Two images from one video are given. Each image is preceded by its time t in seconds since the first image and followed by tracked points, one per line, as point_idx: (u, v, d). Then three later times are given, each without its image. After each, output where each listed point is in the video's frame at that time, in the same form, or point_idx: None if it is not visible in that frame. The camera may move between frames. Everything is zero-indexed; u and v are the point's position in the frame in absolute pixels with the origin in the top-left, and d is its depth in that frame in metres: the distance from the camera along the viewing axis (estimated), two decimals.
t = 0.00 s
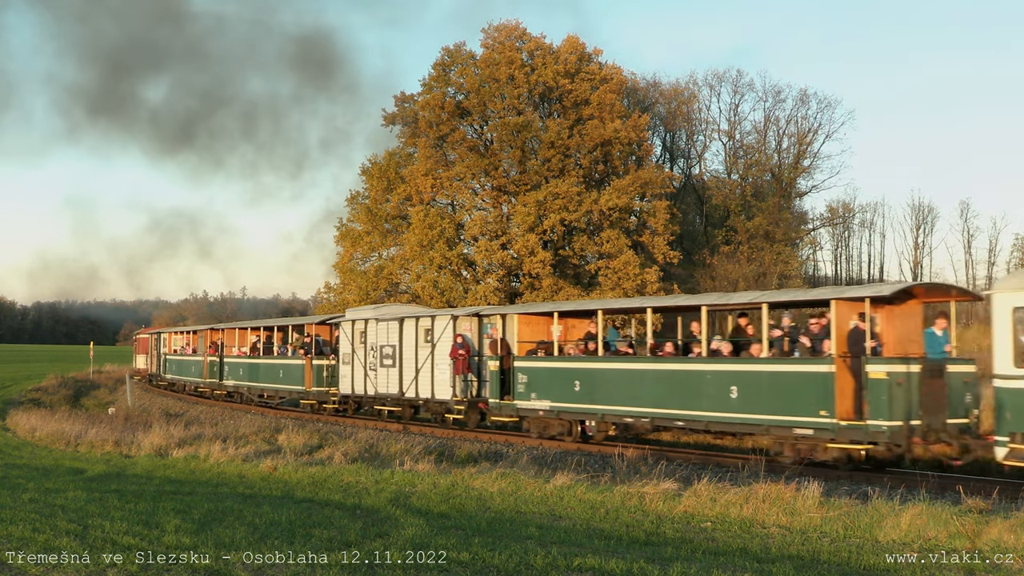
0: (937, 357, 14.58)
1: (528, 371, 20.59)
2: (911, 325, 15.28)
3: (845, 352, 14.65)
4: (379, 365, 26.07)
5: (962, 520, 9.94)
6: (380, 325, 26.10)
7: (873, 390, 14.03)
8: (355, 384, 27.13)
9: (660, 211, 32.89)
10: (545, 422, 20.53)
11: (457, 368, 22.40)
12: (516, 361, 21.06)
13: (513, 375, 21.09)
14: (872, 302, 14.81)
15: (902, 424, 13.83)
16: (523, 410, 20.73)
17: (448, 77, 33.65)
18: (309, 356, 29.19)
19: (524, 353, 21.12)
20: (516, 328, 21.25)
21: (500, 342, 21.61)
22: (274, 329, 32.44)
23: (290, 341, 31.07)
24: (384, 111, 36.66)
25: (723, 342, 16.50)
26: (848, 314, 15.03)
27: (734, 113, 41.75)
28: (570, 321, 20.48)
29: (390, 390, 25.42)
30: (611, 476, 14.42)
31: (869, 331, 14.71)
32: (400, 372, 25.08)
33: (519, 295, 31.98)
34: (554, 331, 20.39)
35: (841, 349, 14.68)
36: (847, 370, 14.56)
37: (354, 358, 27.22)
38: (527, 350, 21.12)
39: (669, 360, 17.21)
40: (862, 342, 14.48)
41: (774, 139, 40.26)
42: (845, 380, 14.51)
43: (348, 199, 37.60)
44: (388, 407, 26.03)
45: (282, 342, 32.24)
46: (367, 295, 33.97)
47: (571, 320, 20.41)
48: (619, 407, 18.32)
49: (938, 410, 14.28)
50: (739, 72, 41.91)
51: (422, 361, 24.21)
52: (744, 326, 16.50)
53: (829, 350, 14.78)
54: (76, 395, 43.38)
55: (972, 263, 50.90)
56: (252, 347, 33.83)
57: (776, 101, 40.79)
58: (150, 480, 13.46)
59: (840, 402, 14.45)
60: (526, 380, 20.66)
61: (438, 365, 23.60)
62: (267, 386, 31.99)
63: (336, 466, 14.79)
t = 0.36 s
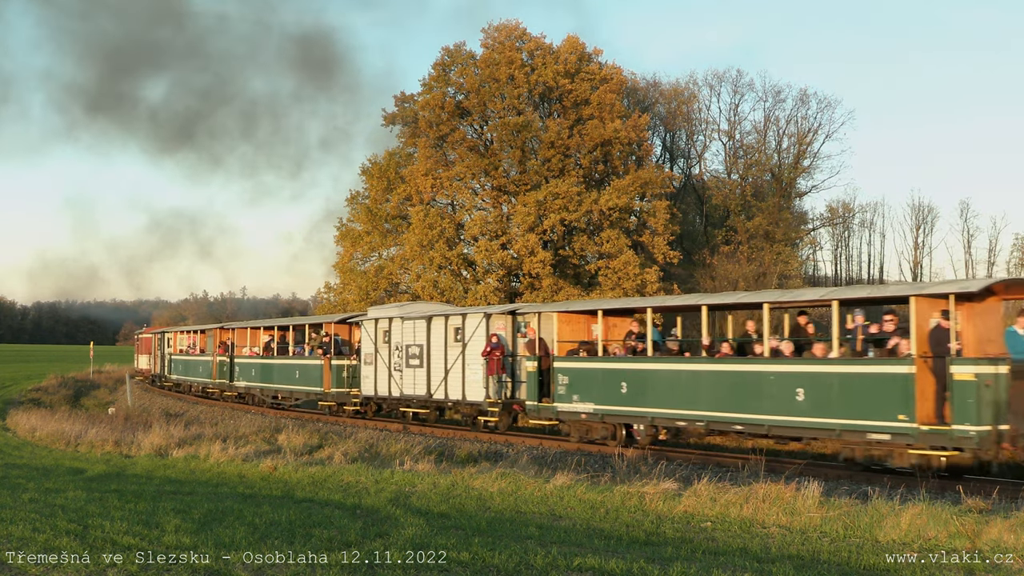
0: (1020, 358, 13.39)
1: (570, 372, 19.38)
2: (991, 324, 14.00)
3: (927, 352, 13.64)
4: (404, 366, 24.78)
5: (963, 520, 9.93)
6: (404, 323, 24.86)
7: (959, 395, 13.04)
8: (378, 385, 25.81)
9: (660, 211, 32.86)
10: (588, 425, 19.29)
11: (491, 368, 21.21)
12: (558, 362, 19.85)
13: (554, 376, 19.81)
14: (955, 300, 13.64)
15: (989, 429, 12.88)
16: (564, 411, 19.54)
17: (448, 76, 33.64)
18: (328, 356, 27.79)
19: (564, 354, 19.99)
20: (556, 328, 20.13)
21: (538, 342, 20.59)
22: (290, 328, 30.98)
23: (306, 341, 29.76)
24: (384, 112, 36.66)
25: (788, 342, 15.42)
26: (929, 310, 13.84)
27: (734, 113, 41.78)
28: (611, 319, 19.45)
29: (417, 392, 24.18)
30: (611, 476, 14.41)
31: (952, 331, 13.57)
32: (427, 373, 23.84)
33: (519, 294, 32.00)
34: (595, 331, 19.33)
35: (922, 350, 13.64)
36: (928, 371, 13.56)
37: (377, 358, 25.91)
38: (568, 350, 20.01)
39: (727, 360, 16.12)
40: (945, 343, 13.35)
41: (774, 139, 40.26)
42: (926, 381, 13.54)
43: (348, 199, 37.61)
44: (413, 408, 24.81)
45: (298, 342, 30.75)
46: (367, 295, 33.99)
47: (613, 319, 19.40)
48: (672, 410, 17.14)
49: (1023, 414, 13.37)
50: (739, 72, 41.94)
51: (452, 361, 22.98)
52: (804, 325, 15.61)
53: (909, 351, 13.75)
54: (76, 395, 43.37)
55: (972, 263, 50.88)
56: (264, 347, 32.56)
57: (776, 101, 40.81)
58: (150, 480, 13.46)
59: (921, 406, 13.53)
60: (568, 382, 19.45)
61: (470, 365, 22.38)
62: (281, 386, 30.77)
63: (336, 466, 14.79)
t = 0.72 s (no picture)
0: None
1: (615, 373, 18.15)
2: None
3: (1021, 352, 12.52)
4: (432, 367, 23.78)
5: (963, 520, 9.93)
6: (430, 323, 23.99)
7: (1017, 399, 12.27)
8: (404, 387, 24.79)
9: (660, 211, 32.83)
10: (635, 428, 18.11)
11: (528, 369, 20.21)
12: (601, 362, 18.64)
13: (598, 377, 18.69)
14: None
15: None
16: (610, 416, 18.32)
17: (448, 77, 33.63)
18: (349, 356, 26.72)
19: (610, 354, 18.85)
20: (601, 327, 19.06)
21: (580, 342, 19.48)
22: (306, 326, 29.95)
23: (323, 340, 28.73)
24: (384, 111, 36.66)
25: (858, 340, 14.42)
26: (1020, 310, 12.82)
27: (734, 113, 41.79)
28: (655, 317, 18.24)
29: (447, 394, 23.20)
30: (611, 476, 14.41)
31: None
32: (458, 375, 22.78)
33: (519, 294, 32.02)
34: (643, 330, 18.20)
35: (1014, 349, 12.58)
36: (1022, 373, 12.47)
37: (403, 359, 24.91)
38: (613, 351, 18.89)
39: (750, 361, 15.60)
40: None
41: (774, 139, 40.26)
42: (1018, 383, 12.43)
43: (348, 198, 37.62)
44: (442, 410, 23.81)
45: (315, 341, 29.75)
46: (367, 295, 34.02)
47: (658, 317, 18.21)
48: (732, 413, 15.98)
49: None
50: (738, 71, 41.94)
51: (485, 362, 21.94)
52: (871, 322, 14.43)
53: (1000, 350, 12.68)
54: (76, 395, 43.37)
55: (972, 263, 50.80)
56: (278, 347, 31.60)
57: (776, 101, 40.81)
58: (150, 480, 13.45)
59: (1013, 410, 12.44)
60: (611, 385, 18.30)
61: (504, 367, 21.33)
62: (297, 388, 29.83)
63: (336, 466, 14.78)
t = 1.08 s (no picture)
0: None
1: (667, 375, 17.55)
2: None
3: None
4: (464, 367, 22.84)
5: (963, 520, 9.93)
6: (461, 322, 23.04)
7: (1012, 399, 12.55)
8: (433, 388, 23.84)
9: (660, 211, 32.80)
10: (688, 433, 17.63)
11: (570, 370, 19.59)
12: (651, 363, 17.97)
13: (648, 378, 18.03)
14: None
15: None
16: (664, 420, 17.63)
17: (448, 77, 33.64)
18: (371, 355, 25.94)
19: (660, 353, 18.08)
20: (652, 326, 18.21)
21: (628, 341, 18.74)
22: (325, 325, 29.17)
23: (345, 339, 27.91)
24: (384, 111, 36.66)
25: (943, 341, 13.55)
26: None
27: (734, 113, 41.78)
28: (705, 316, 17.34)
29: (479, 396, 22.31)
30: (611, 476, 14.41)
31: None
32: (492, 377, 21.88)
33: (519, 294, 32.02)
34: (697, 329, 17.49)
35: None
36: None
37: (431, 359, 23.98)
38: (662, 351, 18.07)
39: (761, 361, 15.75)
40: None
41: (774, 139, 40.25)
42: None
43: (348, 199, 37.63)
44: (472, 412, 22.89)
45: (334, 341, 28.95)
46: (367, 295, 34.03)
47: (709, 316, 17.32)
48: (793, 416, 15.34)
49: None
50: (738, 72, 41.95)
51: (522, 362, 21.07)
52: (946, 323, 13.68)
53: None
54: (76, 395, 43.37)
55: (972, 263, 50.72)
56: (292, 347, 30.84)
57: (776, 101, 40.82)
58: (150, 480, 13.46)
59: None
60: (666, 387, 17.58)
61: (543, 368, 20.49)
62: (313, 389, 29.11)
63: (336, 466, 14.79)
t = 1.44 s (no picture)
0: None
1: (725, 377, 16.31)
2: None
3: None
4: (497, 368, 21.82)
5: (963, 520, 9.92)
6: (494, 321, 22.04)
7: (1012, 398, 12.45)
8: (462, 390, 22.81)
9: (660, 211, 32.79)
10: (747, 438, 16.32)
11: (616, 371, 18.44)
12: (707, 363, 16.75)
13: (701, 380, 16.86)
14: None
15: None
16: (722, 424, 16.44)
17: (448, 76, 33.64)
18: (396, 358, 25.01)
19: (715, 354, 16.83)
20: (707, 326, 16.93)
21: (680, 341, 17.76)
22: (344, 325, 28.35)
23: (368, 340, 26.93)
24: (384, 111, 36.62)
25: None
26: None
27: (734, 113, 41.78)
28: (764, 314, 16.21)
29: (515, 398, 21.31)
30: (611, 476, 14.40)
31: None
32: (531, 378, 20.88)
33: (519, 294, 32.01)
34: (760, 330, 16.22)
35: None
36: None
37: (461, 360, 22.90)
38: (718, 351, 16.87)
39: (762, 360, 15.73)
40: None
41: (774, 139, 40.25)
42: None
43: (348, 198, 37.64)
44: (505, 415, 21.90)
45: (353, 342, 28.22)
46: (367, 295, 34.03)
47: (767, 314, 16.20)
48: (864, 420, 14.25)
49: None
50: (738, 72, 41.96)
51: (562, 363, 20.07)
52: None
53: None
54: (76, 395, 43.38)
55: (972, 263, 50.65)
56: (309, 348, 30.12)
57: (776, 102, 40.82)
58: (149, 480, 13.45)
59: None
60: (722, 389, 16.40)
61: (586, 369, 19.47)
62: (332, 391, 28.32)
63: (335, 466, 14.79)
